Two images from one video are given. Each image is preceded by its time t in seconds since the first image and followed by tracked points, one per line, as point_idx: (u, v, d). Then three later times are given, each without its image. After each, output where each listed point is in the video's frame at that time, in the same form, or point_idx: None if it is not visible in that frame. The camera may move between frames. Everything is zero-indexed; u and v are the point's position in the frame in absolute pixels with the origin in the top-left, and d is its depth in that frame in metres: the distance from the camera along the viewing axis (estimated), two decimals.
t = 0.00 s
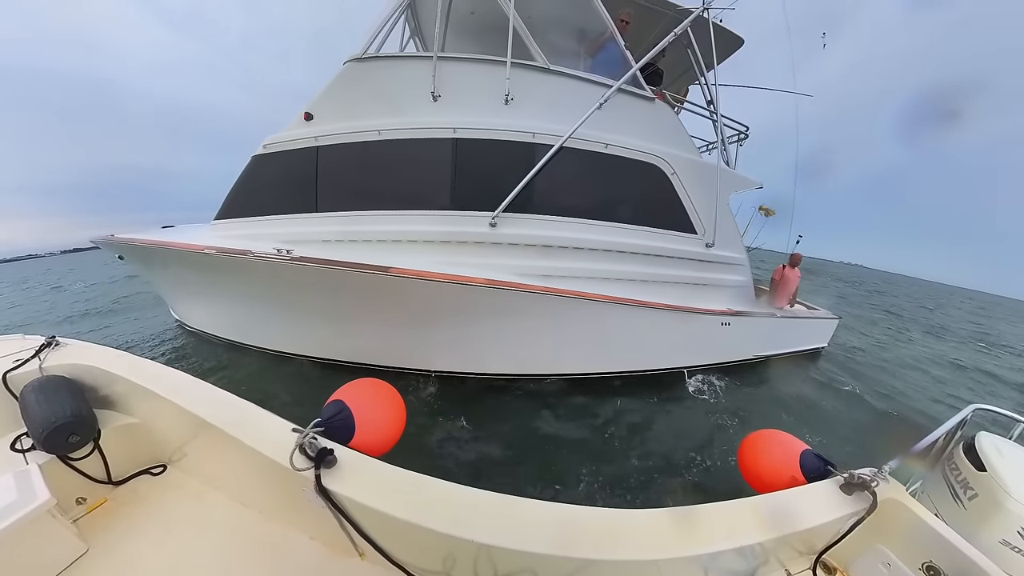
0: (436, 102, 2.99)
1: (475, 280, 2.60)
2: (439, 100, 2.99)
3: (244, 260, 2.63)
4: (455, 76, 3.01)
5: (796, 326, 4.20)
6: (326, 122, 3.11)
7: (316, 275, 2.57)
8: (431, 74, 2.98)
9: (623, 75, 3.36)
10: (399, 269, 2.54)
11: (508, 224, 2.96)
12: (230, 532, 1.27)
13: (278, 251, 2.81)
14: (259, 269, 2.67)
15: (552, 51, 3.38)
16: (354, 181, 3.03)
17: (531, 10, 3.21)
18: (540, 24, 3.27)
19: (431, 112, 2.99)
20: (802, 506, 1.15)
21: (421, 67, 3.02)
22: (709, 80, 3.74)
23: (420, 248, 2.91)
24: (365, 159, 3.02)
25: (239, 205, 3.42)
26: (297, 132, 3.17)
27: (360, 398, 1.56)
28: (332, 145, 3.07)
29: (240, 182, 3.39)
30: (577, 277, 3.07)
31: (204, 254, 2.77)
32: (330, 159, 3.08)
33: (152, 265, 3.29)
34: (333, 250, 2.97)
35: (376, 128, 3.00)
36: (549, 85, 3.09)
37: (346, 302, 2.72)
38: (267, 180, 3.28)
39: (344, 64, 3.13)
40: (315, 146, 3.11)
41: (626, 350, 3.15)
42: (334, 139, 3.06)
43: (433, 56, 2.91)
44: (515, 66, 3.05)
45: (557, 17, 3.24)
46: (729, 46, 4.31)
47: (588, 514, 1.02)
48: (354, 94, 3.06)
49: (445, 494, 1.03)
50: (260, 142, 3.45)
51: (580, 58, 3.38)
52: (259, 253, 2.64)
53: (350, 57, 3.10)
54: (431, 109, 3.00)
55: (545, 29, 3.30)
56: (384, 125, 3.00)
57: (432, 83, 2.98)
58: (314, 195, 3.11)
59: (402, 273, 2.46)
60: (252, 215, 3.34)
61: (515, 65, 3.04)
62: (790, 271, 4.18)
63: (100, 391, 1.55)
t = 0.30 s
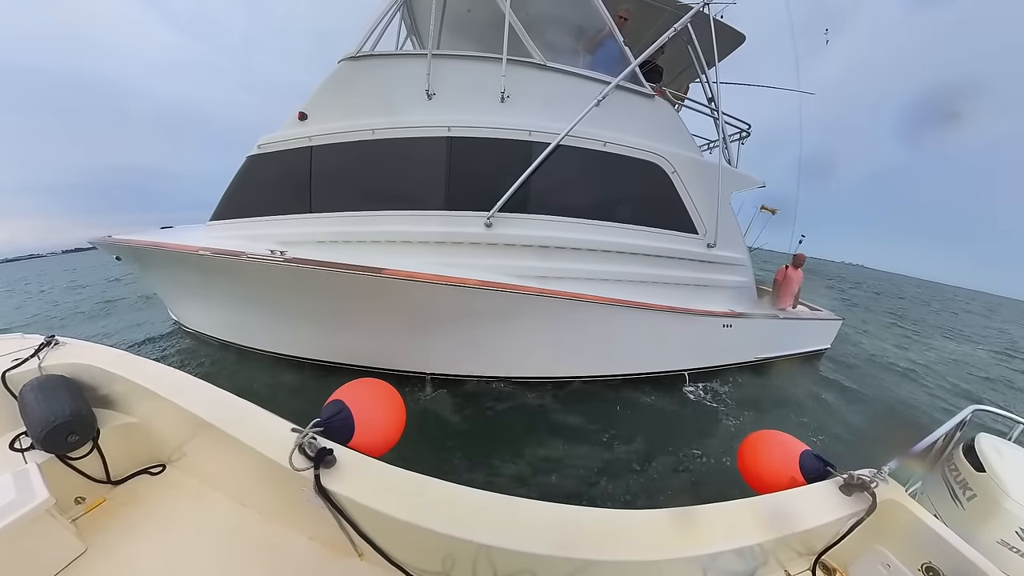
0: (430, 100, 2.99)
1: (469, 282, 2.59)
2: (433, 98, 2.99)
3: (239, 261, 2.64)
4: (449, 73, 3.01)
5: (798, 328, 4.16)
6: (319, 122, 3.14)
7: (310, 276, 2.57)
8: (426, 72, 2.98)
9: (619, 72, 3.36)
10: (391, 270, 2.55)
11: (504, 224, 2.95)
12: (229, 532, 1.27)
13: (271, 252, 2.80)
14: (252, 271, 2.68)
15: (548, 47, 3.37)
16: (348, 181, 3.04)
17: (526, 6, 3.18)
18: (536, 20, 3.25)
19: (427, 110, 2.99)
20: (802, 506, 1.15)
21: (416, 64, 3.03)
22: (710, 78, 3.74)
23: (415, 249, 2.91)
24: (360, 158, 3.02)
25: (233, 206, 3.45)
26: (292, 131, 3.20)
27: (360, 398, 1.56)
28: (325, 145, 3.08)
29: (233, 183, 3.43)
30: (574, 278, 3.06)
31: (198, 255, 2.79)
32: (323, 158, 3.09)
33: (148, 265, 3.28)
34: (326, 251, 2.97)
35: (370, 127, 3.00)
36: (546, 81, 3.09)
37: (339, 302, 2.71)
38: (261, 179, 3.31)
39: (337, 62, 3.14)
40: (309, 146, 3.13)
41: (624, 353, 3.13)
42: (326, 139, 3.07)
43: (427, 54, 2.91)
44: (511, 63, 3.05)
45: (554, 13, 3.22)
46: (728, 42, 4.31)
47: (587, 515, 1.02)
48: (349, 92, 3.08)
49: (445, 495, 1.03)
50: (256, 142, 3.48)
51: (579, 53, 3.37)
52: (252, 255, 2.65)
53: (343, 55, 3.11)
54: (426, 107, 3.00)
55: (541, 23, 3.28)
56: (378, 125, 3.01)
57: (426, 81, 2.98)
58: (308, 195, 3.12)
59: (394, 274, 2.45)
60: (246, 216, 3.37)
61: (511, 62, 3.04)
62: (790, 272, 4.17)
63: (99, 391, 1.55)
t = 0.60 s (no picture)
0: (427, 100, 3.00)
1: (465, 284, 2.56)
2: (430, 98, 3.00)
3: (237, 263, 2.66)
4: (447, 74, 3.02)
5: (801, 330, 4.13)
6: (316, 123, 3.17)
7: (308, 279, 2.57)
8: (423, 72, 2.99)
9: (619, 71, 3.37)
10: (388, 273, 2.54)
11: (502, 225, 2.95)
12: (233, 530, 1.28)
13: (268, 254, 2.80)
14: (251, 273, 2.69)
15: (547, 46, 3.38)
16: (346, 182, 3.05)
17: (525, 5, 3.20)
18: (536, 18, 3.26)
19: (425, 110, 3.00)
20: (801, 503, 1.16)
21: (414, 64, 3.05)
22: (710, 77, 3.73)
23: (413, 251, 2.91)
24: (358, 159, 3.04)
25: (232, 208, 3.48)
26: (290, 133, 3.23)
27: (362, 397, 1.57)
28: (322, 146, 3.11)
29: (230, 185, 3.46)
30: (573, 280, 3.05)
31: (196, 257, 2.81)
32: (319, 159, 3.11)
33: (148, 266, 3.29)
34: (324, 253, 2.98)
35: (367, 128, 3.02)
36: (544, 80, 3.10)
37: (337, 305, 2.70)
38: (258, 180, 3.34)
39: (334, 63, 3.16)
40: (306, 147, 3.15)
41: (624, 357, 3.08)
42: (323, 140, 3.09)
43: (426, 53, 2.92)
44: (510, 63, 3.06)
45: (554, 12, 3.23)
46: (727, 41, 4.32)
47: (588, 512, 1.02)
48: (346, 93, 3.10)
49: (447, 491, 1.04)
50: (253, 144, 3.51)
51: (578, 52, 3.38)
52: (249, 257, 2.67)
53: (340, 55, 3.13)
54: (423, 107, 3.01)
55: (541, 23, 3.29)
56: (374, 125, 3.02)
57: (423, 81, 2.99)
58: (305, 197, 3.15)
59: (390, 277, 2.45)
60: (244, 217, 3.39)
61: (508, 61, 3.05)
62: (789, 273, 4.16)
63: (102, 391, 1.56)
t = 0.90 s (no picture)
0: (427, 100, 3.01)
1: (463, 286, 2.46)
2: (429, 97, 3.01)
3: (234, 264, 2.66)
4: (446, 73, 3.02)
5: (801, 332, 4.10)
6: (315, 123, 3.18)
7: (308, 282, 2.56)
8: (423, 71, 3.00)
9: (620, 74, 3.39)
10: (384, 274, 2.47)
11: (501, 226, 2.95)
12: (238, 528, 1.29)
13: (265, 256, 2.78)
14: (253, 276, 2.69)
15: (548, 43, 3.36)
16: (344, 182, 3.07)
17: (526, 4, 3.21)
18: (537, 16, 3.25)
19: (425, 110, 3.01)
20: (801, 498, 1.17)
21: (413, 64, 3.06)
22: (712, 77, 3.74)
23: (413, 252, 2.92)
24: (357, 159, 3.05)
25: (231, 209, 3.50)
26: (289, 133, 3.25)
27: (364, 396, 1.58)
28: (320, 146, 3.13)
29: (229, 185, 3.49)
30: (573, 283, 3.04)
31: (194, 257, 2.82)
32: (317, 159, 3.13)
33: (148, 268, 3.30)
34: (327, 255, 2.98)
35: (365, 128, 3.03)
36: (544, 80, 3.10)
37: (335, 307, 2.68)
38: (257, 178, 3.38)
39: (333, 62, 3.18)
40: (304, 147, 3.17)
41: (626, 360, 3.02)
42: (322, 141, 3.12)
43: (425, 53, 2.93)
44: (509, 63, 3.07)
45: (556, 10, 3.23)
46: (727, 41, 4.34)
47: (589, 507, 1.03)
48: (346, 93, 3.12)
49: (449, 487, 1.05)
50: (251, 144, 3.54)
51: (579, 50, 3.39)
52: (246, 259, 2.66)
53: (339, 54, 3.14)
54: (422, 107, 3.02)
55: (542, 21, 3.29)
56: (372, 125, 3.04)
57: (422, 81, 3.00)
58: (303, 198, 3.17)
59: (388, 279, 2.38)
60: (245, 218, 3.40)
61: (508, 61, 3.06)
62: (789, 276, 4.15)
63: (105, 393, 1.57)
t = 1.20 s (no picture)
0: (426, 99, 3.02)
1: (463, 287, 2.46)
2: (428, 97, 3.02)
3: (233, 265, 2.66)
4: (445, 72, 3.03)
5: (802, 336, 4.08)
6: (312, 123, 3.20)
7: (307, 283, 2.56)
8: (422, 71, 3.00)
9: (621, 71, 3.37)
10: (382, 275, 2.47)
11: (500, 227, 2.96)
12: (242, 527, 1.30)
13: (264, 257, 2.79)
14: (254, 277, 2.70)
15: (548, 43, 3.41)
16: (342, 182, 3.08)
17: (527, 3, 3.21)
18: (537, 15, 3.27)
19: (424, 110, 3.02)
20: (801, 495, 1.17)
21: (413, 63, 3.07)
22: (715, 77, 3.73)
23: (412, 253, 2.92)
24: (355, 160, 3.06)
25: (231, 208, 3.51)
26: (287, 133, 3.27)
27: (366, 395, 1.58)
28: (318, 146, 3.14)
29: (227, 185, 3.51)
30: (573, 284, 3.05)
31: (192, 258, 2.83)
32: (315, 159, 3.15)
33: (149, 269, 3.32)
34: (328, 256, 2.99)
35: (364, 128, 3.04)
36: (544, 79, 3.11)
37: (335, 309, 2.68)
38: (255, 177, 3.39)
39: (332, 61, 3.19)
40: (302, 147, 3.19)
41: (628, 362, 3.01)
42: (321, 141, 3.13)
43: (423, 52, 2.94)
44: (509, 61, 3.07)
45: (557, 9, 3.24)
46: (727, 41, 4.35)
47: (590, 504, 1.04)
48: (345, 93, 3.13)
49: (450, 485, 1.06)
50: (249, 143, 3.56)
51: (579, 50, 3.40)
52: (245, 260, 2.66)
53: (337, 53, 3.15)
54: (422, 106, 3.03)
55: (542, 20, 3.30)
56: (371, 125, 3.05)
57: (421, 80, 3.01)
58: (301, 199, 3.18)
59: (388, 280, 2.39)
60: (244, 218, 3.41)
61: (508, 60, 3.07)
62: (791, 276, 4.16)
63: (109, 393, 1.58)
